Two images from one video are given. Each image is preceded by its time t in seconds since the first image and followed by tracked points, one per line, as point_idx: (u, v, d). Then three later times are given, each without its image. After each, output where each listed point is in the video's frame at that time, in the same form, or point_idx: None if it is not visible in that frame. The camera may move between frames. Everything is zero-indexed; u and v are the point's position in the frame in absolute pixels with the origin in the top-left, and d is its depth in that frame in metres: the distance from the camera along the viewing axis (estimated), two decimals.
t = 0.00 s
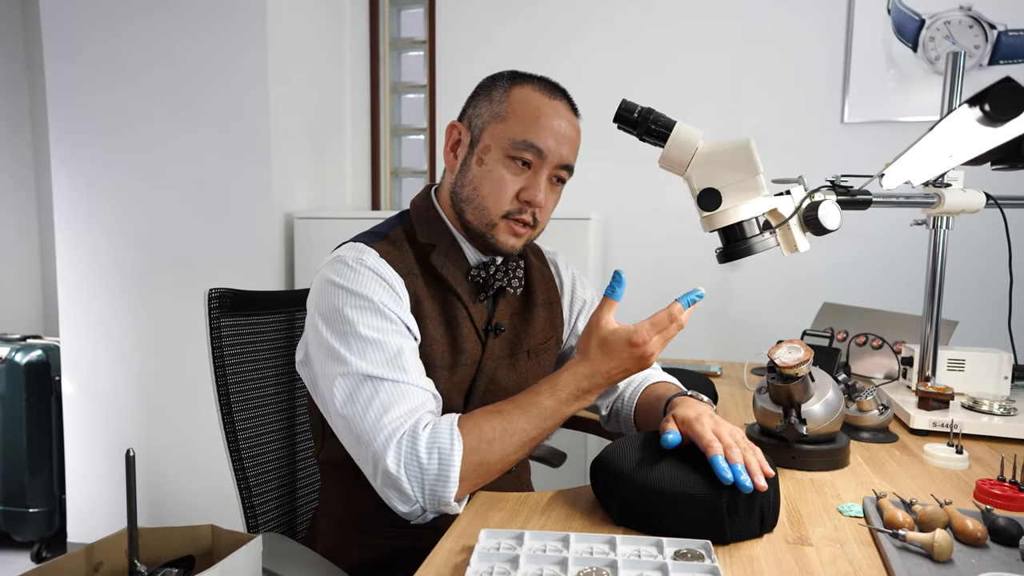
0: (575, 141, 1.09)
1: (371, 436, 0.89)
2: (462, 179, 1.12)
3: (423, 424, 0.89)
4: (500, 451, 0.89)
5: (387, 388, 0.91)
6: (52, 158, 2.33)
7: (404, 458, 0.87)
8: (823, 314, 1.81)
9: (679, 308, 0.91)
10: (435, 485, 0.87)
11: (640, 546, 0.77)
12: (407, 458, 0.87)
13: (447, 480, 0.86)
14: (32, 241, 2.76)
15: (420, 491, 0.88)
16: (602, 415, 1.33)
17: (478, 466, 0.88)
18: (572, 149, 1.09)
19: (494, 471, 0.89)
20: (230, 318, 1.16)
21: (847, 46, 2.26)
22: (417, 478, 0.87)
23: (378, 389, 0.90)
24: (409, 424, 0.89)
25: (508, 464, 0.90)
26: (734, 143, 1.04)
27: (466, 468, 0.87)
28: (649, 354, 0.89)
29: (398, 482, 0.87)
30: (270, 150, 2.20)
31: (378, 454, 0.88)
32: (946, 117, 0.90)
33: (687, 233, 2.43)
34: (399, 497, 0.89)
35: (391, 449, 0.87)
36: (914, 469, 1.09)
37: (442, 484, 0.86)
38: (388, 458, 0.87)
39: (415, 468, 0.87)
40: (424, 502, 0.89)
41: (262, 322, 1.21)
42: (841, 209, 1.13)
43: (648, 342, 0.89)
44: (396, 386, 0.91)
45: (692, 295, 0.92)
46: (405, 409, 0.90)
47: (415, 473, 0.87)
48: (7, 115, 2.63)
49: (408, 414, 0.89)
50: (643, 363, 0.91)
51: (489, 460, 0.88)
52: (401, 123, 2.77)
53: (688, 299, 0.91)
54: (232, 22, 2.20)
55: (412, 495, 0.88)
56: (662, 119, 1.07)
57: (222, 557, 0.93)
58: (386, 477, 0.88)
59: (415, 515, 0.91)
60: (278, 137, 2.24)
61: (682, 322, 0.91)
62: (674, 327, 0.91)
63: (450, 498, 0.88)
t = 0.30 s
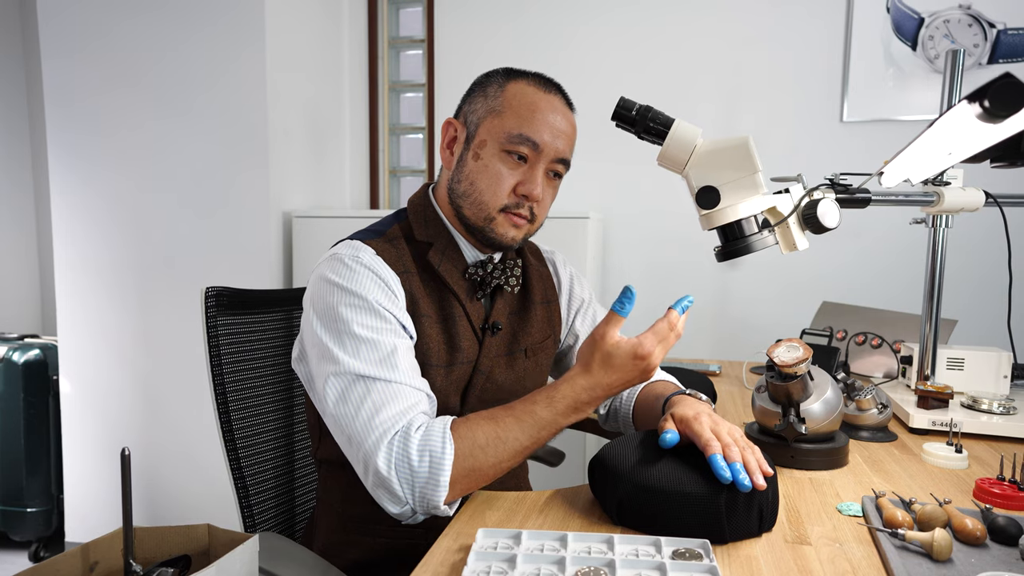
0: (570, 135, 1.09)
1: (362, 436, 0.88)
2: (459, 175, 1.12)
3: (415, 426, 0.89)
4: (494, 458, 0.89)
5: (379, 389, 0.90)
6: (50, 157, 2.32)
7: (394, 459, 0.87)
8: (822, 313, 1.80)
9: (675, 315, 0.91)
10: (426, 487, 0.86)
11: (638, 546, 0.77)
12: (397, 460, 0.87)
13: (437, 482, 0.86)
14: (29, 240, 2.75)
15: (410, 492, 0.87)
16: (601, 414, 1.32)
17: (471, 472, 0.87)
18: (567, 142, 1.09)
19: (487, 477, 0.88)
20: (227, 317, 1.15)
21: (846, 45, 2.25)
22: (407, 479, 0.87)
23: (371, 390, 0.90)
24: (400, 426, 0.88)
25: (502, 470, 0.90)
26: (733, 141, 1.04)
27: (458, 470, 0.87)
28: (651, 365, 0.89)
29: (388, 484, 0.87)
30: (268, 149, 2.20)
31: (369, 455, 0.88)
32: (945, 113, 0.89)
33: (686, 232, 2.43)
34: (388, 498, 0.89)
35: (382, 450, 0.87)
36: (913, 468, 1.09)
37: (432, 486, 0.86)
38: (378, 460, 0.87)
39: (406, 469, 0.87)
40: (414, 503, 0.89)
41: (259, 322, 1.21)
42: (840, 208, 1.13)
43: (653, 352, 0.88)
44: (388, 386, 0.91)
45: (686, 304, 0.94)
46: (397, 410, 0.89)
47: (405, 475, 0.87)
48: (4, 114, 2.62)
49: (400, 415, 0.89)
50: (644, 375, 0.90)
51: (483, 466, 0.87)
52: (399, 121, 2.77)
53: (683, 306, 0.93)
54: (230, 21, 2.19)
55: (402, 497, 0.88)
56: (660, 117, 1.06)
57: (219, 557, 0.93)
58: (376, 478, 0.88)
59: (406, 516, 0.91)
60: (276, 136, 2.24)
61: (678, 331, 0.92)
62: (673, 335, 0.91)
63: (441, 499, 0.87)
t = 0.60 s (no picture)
0: (569, 133, 1.09)
1: (363, 437, 0.88)
2: (457, 174, 1.11)
3: (416, 426, 0.89)
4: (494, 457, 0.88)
5: (380, 389, 0.90)
6: (49, 157, 2.32)
7: (395, 460, 0.86)
8: (822, 313, 1.80)
9: (673, 311, 0.92)
10: (426, 487, 0.86)
11: (637, 546, 0.77)
12: (398, 460, 0.86)
13: (438, 482, 0.86)
14: (28, 240, 2.75)
15: (410, 493, 0.87)
16: (601, 414, 1.32)
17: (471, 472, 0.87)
18: (566, 140, 1.08)
19: (487, 477, 0.88)
20: (224, 317, 1.15)
21: (846, 45, 2.25)
22: (408, 479, 0.86)
23: (371, 389, 0.90)
24: (401, 426, 0.88)
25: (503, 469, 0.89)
26: (733, 141, 1.03)
27: (458, 470, 0.86)
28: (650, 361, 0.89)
29: (388, 485, 0.87)
30: (267, 149, 2.20)
31: (370, 455, 0.88)
32: (946, 111, 0.88)
33: (686, 232, 2.43)
34: (389, 499, 0.88)
35: (383, 450, 0.86)
36: (913, 467, 1.09)
37: (432, 486, 0.86)
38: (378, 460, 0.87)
39: (407, 469, 0.86)
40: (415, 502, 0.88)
41: (256, 322, 1.20)
42: (840, 208, 1.13)
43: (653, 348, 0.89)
44: (389, 386, 0.90)
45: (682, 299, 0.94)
46: (398, 410, 0.89)
47: (406, 475, 0.86)
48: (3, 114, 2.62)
49: (401, 415, 0.89)
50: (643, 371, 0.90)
51: (483, 466, 0.87)
52: (399, 121, 2.76)
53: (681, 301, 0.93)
54: (230, 22, 2.19)
55: (402, 497, 0.87)
56: (659, 116, 1.06)
57: (217, 557, 0.92)
58: (377, 478, 0.87)
59: (407, 516, 0.90)
60: (275, 137, 2.24)
61: (677, 327, 0.92)
62: (672, 331, 0.91)
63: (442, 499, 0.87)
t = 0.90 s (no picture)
0: (568, 132, 1.08)
1: (362, 434, 0.87)
2: (456, 174, 1.11)
3: (415, 422, 0.88)
4: (489, 441, 0.85)
5: (378, 386, 0.89)
6: (48, 157, 2.32)
7: (395, 456, 0.86)
8: (823, 313, 1.80)
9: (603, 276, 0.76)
10: (427, 482, 0.85)
11: (637, 546, 0.76)
12: (398, 457, 0.86)
13: (438, 477, 0.85)
14: (27, 240, 2.75)
15: (411, 489, 0.86)
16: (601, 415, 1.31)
17: (465, 459, 0.85)
18: (566, 140, 1.08)
19: (481, 463, 0.85)
20: (223, 318, 1.14)
21: (847, 45, 2.25)
22: (408, 475, 0.86)
23: (369, 388, 0.89)
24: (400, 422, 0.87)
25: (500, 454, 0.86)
26: (733, 141, 1.03)
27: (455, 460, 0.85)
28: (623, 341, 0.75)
29: (389, 482, 0.86)
30: (266, 149, 2.19)
31: (369, 452, 0.87)
32: (946, 109, 0.88)
33: (686, 232, 2.42)
34: (390, 496, 0.87)
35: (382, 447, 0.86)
36: (914, 468, 1.08)
37: (433, 481, 0.85)
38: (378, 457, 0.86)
39: (406, 465, 0.86)
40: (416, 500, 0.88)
41: (255, 322, 1.20)
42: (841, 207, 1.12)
43: (626, 322, 0.71)
44: (387, 383, 0.90)
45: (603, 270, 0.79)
46: (396, 407, 0.88)
47: (406, 471, 0.86)
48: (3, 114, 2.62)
49: (399, 412, 0.88)
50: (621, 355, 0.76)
51: (478, 452, 0.85)
52: (399, 121, 2.76)
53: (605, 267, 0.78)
54: (229, 23, 2.18)
55: (403, 494, 0.87)
56: (659, 115, 1.06)
57: (215, 557, 0.92)
58: (376, 475, 0.86)
59: (409, 514, 0.89)
60: (275, 137, 2.23)
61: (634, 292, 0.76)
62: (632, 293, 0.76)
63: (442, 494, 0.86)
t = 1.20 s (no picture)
0: (572, 145, 1.07)
1: (373, 415, 0.87)
2: (455, 175, 1.11)
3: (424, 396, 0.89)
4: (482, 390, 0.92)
5: (386, 367, 0.90)
6: (45, 157, 2.31)
7: (408, 432, 0.86)
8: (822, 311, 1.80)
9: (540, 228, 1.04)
10: (440, 454, 0.87)
11: (634, 544, 0.76)
12: (411, 432, 0.87)
13: (450, 447, 0.87)
14: (25, 241, 2.74)
15: (425, 463, 0.87)
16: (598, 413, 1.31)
17: (468, 413, 0.90)
18: (568, 151, 1.06)
19: (481, 413, 0.91)
20: (219, 315, 1.14)
21: (845, 43, 2.25)
22: (422, 449, 0.87)
23: (377, 369, 0.89)
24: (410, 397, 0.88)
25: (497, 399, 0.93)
26: (731, 137, 1.02)
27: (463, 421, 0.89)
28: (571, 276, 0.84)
29: (403, 458, 0.86)
30: (263, 148, 2.18)
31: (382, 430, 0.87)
32: (943, 105, 0.88)
33: (685, 230, 2.42)
34: (404, 473, 0.87)
35: (395, 425, 0.86)
36: (912, 466, 1.08)
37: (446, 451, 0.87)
38: (392, 435, 0.86)
39: (419, 440, 0.87)
40: (436, 473, 0.89)
41: (251, 320, 1.19)
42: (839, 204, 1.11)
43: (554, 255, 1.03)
44: (394, 364, 0.90)
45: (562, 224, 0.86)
46: (404, 385, 0.89)
47: (420, 444, 0.87)
48: None
49: (408, 389, 0.89)
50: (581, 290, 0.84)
51: (478, 404, 0.90)
52: (397, 120, 2.75)
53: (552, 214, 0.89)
54: (225, 21, 2.18)
55: (418, 469, 0.87)
56: (657, 112, 1.05)
57: (210, 556, 0.92)
58: (391, 453, 0.86)
59: (422, 493, 0.89)
60: (272, 136, 2.22)
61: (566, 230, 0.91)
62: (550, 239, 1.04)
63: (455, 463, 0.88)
